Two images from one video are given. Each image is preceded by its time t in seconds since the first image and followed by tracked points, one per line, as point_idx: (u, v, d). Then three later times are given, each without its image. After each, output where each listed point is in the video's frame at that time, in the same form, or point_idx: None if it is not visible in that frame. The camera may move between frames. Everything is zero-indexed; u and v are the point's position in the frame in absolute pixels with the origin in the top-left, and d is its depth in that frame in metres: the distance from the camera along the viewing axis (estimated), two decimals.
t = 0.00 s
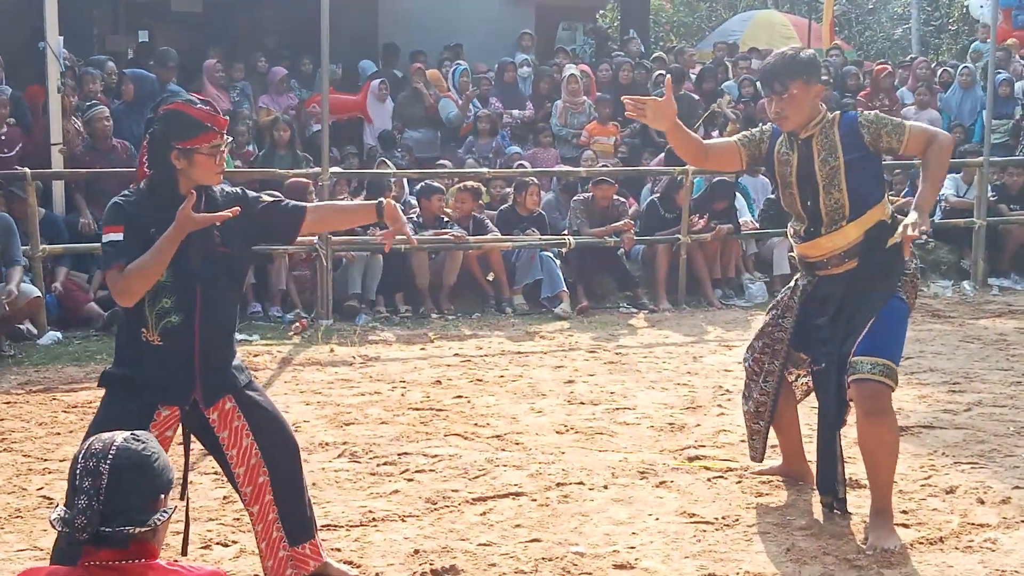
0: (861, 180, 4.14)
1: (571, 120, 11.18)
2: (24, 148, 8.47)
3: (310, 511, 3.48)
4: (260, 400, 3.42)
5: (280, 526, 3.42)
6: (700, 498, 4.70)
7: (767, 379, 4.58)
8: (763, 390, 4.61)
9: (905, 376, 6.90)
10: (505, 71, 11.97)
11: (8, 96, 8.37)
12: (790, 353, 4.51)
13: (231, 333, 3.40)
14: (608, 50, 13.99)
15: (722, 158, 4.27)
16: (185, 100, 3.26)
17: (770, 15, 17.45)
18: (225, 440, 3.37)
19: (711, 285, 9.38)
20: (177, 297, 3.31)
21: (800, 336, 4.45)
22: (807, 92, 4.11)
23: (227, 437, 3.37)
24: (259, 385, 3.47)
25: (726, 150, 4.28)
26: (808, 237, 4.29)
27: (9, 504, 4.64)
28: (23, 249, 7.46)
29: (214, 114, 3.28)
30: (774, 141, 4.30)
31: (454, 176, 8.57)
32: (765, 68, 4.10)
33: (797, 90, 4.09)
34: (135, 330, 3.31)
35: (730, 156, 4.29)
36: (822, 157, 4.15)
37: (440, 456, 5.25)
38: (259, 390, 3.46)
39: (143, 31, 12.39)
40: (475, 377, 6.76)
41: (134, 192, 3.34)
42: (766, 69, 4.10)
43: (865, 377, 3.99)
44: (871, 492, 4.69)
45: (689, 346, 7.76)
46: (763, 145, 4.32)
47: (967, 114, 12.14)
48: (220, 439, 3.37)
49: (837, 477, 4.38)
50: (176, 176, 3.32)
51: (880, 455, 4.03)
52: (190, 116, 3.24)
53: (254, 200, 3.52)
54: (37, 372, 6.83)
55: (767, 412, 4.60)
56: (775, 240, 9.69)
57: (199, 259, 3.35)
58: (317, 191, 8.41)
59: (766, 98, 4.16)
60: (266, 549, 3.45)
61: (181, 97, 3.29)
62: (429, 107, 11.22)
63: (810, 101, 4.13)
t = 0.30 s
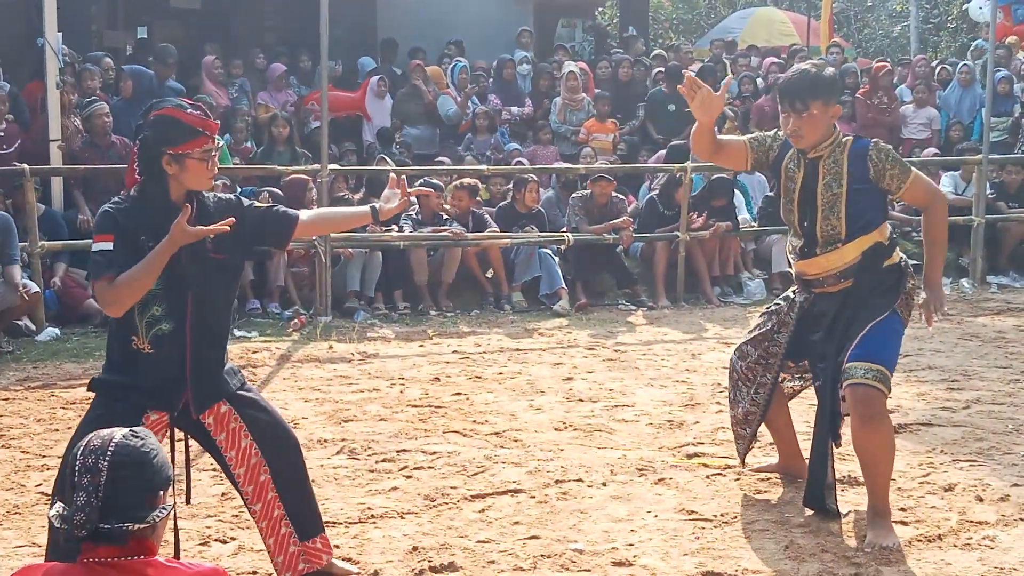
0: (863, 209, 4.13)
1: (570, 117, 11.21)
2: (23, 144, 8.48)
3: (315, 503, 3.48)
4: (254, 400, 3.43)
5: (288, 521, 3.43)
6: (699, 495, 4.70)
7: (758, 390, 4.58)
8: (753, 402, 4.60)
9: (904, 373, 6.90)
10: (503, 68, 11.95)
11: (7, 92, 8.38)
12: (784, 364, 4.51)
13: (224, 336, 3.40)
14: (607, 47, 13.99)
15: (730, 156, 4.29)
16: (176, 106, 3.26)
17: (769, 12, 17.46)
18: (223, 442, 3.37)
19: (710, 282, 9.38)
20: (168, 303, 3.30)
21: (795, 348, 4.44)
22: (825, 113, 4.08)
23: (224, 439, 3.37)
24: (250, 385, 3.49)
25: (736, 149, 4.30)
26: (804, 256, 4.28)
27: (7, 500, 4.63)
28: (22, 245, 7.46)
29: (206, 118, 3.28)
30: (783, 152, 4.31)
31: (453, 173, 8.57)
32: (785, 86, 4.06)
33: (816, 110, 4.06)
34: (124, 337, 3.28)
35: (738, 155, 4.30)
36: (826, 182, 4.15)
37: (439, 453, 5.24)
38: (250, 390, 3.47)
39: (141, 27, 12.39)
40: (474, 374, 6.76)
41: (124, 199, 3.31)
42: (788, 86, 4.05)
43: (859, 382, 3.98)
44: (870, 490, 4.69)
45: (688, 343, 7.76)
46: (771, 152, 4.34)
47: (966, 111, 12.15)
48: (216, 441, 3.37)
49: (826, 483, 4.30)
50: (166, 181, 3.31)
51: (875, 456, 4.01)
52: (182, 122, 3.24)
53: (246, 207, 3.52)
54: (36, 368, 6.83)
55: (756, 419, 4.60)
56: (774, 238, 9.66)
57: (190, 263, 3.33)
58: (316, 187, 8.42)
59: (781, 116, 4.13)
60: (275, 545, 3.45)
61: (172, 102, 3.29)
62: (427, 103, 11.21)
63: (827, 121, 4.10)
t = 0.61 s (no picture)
0: (868, 194, 4.07)
1: (572, 113, 11.18)
2: (26, 139, 8.46)
3: (298, 507, 3.55)
4: (242, 399, 3.45)
5: (270, 523, 3.48)
6: (701, 492, 4.69)
7: (762, 377, 4.56)
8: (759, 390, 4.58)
9: (906, 370, 6.89)
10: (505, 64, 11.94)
11: (8, 87, 8.37)
12: (789, 350, 4.47)
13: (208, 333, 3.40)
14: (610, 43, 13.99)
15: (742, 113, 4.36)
16: (177, 101, 3.24)
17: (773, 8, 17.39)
18: (212, 440, 3.39)
19: (712, 278, 9.38)
20: (152, 295, 3.27)
21: (799, 334, 4.41)
22: (842, 97, 3.99)
23: (213, 437, 3.39)
24: (239, 382, 3.51)
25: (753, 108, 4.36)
26: (807, 238, 4.23)
27: (9, 494, 4.63)
28: (24, 240, 7.45)
29: (206, 116, 3.26)
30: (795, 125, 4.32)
31: (454, 168, 8.54)
32: (803, 67, 3.97)
33: (834, 94, 3.97)
34: (105, 326, 3.26)
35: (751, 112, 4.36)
36: (830, 167, 4.08)
37: (441, 449, 5.24)
38: (239, 387, 3.49)
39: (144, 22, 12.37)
40: (476, 370, 6.75)
41: (115, 187, 3.32)
42: (807, 66, 3.95)
43: (860, 376, 3.97)
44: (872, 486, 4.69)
45: (690, 340, 7.75)
46: (786, 121, 4.36)
47: (968, 109, 12.13)
48: (205, 439, 3.39)
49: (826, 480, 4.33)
50: (161, 176, 3.29)
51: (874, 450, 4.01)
52: (182, 118, 3.22)
53: (240, 204, 3.50)
54: (38, 363, 6.82)
55: (762, 410, 4.58)
56: (777, 234, 9.66)
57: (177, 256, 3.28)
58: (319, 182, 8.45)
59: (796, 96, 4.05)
60: (256, 548, 3.49)
61: (173, 97, 3.27)
62: (428, 99, 11.24)
63: (843, 105, 4.02)
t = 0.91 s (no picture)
0: (889, 185, 4.03)
1: (588, 109, 11.11)
2: (42, 133, 8.45)
3: (320, 494, 3.56)
4: (256, 392, 3.46)
5: (294, 512, 3.50)
6: (717, 489, 4.68)
7: (794, 369, 4.57)
8: (793, 385, 4.60)
9: (924, 368, 6.86)
10: (522, 59, 11.97)
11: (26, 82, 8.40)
12: (815, 341, 4.50)
13: (218, 330, 3.40)
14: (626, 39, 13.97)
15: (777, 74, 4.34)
16: (198, 103, 3.26)
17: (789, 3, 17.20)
18: (228, 433, 3.39)
19: (728, 274, 9.35)
20: (160, 292, 3.26)
21: (823, 323, 4.43)
22: (873, 85, 3.95)
23: (229, 430, 3.39)
24: (255, 377, 3.51)
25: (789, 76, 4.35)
26: (827, 223, 4.22)
27: (27, 488, 4.65)
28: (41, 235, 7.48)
29: (225, 120, 3.27)
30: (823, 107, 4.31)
31: (470, 164, 8.54)
32: (834, 55, 3.95)
33: (865, 83, 3.94)
34: (114, 320, 3.27)
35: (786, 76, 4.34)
36: (854, 154, 4.05)
37: (457, 445, 5.24)
38: (255, 382, 3.50)
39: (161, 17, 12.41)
40: (491, 366, 6.75)
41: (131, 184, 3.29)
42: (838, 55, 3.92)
43: (882, 369, 3.93)
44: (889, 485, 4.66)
45: (706, 337, 7.73)
46: (816, 101, 4.33)
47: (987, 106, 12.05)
48: (221, 432, 3.40)
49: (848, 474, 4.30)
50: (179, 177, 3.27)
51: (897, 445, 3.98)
52: (200, 120, 3.23)
53: (256, 207, 3.49)
54: (55, 358, 6.85)
55: (797, 402, 4.60)
56: (794, 232, 9.63)
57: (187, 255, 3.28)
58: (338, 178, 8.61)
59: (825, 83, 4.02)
60: (281, 537, 3.52)
61: (193, 100, 3.28)
62: (445, 95, 11.27)
63: (873, 94, 3.98)
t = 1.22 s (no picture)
0: (906, 209, 4.02)
1: (600, 107, 11.10)
2: (56, 133, 8.49)
3: (329, 494, 3.56)
4: (269, 389, 3.46)
5: (300, 508, 3.51)
6: (728, 489, 4.67)
7: (808, 380, 4.54)
8: (805, 397, 4.57)
9: (936, 367, 6.84)
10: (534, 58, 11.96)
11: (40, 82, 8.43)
12: (829, 354, 4.47)
13: (229, 330, 3.40)
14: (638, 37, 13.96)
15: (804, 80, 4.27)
16: (211, 104, 3.25)
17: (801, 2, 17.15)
18: (238, 430, 3.41)
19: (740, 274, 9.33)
20: (172, 287, 3.27)
21: (837, 336, 4.40)
22: (899, 108, 3.92)
23: (240, 427, 3.41)
24: (267, 374, 3.52)
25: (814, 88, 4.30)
26: (843, 240, 4.19)
27: (39, 486, 4.68)
28: (54, 233, 7.52)
29: (238, 120, 3.27)
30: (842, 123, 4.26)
31: (481, 164, 8.54)
32: (864, 75, 3.88)
33: (892, 105, 3.90)
34: (126, 312, 3.29)
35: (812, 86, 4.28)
36: (872, 176, 4.04)
37: (469, 444, 5.24)
38: (267, 380, 3.50)
39: (174, 17, 12.44)
40: (503, 365, 6.75)
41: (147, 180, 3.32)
42: (869, 77, 3.87)
43: (895, 379, 3.91)
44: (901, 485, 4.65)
45: (718, 336, 7.71)
46: (835, 116, 4.28)
47: (999, 105, 12.01)
48: (232, 428, 3.41)
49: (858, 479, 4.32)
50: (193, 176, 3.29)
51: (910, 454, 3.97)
52: (213, 120, 3.23)
53: (271, 213, 3.49)
54: (68, 356, 6.88)
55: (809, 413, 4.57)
56: (806, 231, 9.60)
57: (198, 254, 3.29)
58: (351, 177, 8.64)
59: (851, 105, 3.97)
60: (285, 533, 3.53)
61: (207, 100, 3.27)
62: (458, 95, 11.30)
63: (899, 116, 3.95)
